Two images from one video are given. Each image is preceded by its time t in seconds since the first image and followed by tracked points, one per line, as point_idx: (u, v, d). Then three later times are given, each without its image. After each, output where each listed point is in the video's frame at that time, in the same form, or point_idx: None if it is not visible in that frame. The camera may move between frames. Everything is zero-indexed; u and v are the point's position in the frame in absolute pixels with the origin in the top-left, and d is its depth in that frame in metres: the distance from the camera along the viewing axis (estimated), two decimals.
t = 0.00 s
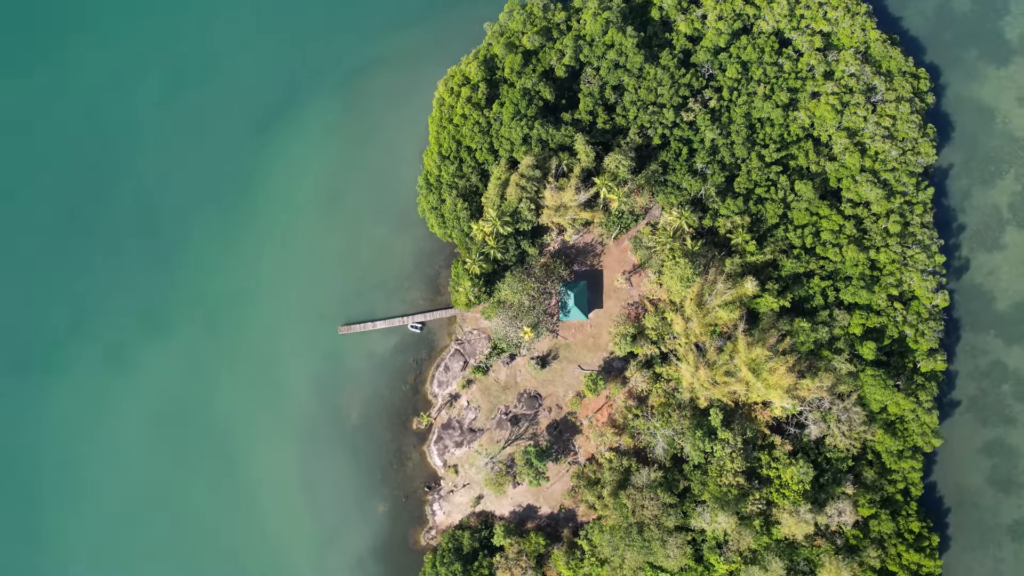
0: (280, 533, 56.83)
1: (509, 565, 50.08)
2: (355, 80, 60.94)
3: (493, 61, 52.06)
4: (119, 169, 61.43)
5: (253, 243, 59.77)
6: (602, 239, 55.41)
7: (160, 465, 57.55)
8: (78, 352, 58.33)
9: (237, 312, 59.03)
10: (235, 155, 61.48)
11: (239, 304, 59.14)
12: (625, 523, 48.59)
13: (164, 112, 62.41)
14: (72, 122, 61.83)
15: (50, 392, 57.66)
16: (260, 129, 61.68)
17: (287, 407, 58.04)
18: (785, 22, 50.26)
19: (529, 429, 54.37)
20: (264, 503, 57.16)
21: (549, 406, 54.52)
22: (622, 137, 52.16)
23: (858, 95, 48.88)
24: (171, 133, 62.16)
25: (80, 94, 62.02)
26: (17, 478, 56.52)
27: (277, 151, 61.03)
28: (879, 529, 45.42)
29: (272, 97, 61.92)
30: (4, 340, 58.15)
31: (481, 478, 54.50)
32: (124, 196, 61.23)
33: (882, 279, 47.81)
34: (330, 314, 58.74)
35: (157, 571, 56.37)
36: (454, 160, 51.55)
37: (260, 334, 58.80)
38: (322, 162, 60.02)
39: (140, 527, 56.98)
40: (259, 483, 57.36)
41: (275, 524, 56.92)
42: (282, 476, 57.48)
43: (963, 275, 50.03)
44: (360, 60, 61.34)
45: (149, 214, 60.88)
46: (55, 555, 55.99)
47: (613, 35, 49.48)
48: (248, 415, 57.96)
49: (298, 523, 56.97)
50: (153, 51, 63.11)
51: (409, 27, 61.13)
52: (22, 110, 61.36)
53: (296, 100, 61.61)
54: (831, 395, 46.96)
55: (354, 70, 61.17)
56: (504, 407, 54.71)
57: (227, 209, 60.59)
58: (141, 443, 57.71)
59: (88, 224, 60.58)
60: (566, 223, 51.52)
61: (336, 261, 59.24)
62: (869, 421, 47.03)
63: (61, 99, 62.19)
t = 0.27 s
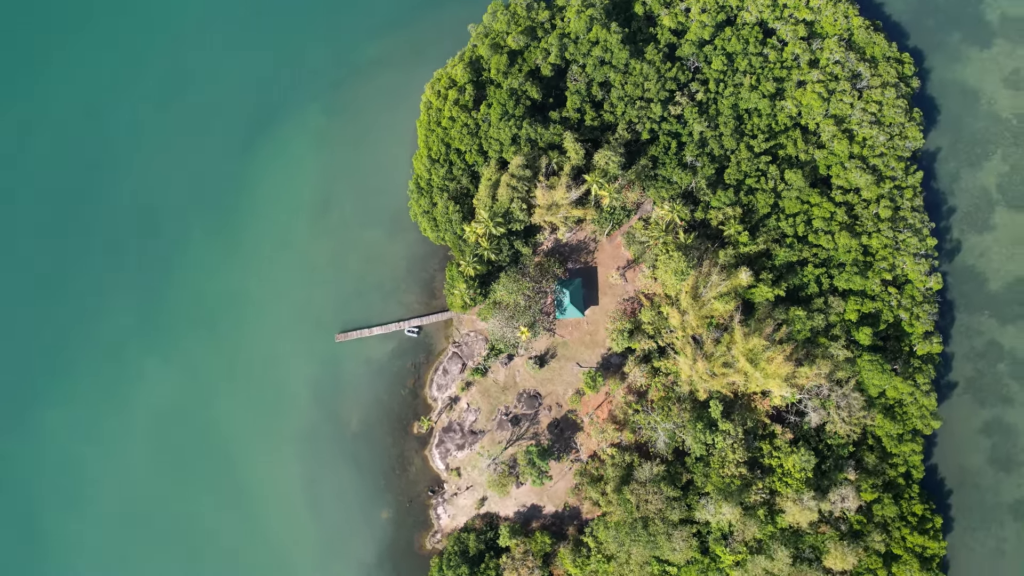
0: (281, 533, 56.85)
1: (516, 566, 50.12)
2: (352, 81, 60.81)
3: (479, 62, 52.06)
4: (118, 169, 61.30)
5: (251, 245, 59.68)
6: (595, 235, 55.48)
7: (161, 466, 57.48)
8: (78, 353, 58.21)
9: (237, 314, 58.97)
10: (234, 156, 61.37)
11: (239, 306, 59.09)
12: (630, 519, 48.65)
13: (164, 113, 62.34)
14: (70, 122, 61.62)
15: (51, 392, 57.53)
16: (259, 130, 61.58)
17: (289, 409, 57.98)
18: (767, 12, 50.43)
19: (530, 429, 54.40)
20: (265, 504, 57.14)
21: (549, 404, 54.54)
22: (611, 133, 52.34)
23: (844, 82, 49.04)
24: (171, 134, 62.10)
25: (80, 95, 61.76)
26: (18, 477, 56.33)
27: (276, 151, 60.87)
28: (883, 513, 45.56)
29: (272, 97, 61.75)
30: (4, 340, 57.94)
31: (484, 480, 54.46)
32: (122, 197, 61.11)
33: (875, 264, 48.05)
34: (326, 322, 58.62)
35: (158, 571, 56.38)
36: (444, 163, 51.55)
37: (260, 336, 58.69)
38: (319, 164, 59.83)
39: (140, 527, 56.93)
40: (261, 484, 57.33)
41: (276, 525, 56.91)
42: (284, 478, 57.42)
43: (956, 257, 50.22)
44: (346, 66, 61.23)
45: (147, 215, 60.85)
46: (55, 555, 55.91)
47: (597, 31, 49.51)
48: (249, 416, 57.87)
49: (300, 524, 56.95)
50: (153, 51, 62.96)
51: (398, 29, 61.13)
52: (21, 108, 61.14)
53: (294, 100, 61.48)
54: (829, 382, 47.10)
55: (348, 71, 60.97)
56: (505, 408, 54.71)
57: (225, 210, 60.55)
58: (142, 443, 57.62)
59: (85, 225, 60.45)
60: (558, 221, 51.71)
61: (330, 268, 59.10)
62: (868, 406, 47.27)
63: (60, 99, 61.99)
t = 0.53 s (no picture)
0: (282, 533, 56.80)
1: (523, 566, 50.17)
2: (350, 80, 60.71)
3: (464, 65, 52.05)
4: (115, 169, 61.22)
5: (249, 244, 59.62)
6: (588, 233, 55.50)
7: (161, 466, 57.36)
8: (78, 353, 58.28)
9: (235, 315, 58.90)
10: (233, 156, 61.23)
11: (237, 307, 58.98)
12: (635, 514, 48.68)
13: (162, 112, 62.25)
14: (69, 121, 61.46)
15: (50, 391, 57.56)
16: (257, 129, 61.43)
17: (290, 410, 57.91)
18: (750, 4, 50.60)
19: (531, 428, 54.38)
20: (266, 504, 57.07)
21: (549, 403, 54.56)
22: (600, 130, 52.40)
23: (829, 70, 49.22)
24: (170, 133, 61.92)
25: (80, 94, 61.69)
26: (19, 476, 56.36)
27: (273, 150, 60.66)
28: (885, 497, 45.76)
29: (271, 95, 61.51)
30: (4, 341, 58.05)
31: (487, 481, 54.48)
32: (118, 197, 61.02)
33: (868, 250, 48.21)
34: (323, 330, 58.51)
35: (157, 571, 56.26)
36: (434, 167, 51.53)
37: (259, 338, 58.62)
38: (315, 164, 59.68)
39: (139, 528, 56.79)
40: (261, 484, 57.24)
41: (276, 525, 56.85)
42: (285, 478, 57.34)
43: (947, 240, 50.47)
44: (333, 73, 61.11)
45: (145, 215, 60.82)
46: (54, 554, 55.89)
47: (582, 29, 49.57)
48: (250, 417, 57.81)
49: (301, 524, 56.93)
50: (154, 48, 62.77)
51: (392, 29, 61.10)
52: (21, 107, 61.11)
53: (292, 98, 61.25)
54: (827, 369, 47.29)
55: (346, 69, 60.92)
56: (505, 408, 54.71)
57: (224, 210, 60.48)
58: (144, 444, 57.54)
59: (82, 224, 60.39)
60: (550, 220, 51.77)
61: (324, 276, 59.00)
62: (866, 391, 47.47)
63: (59, 98, 61.91)
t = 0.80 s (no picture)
0: (281, 533, 56.76)
1: (529, 565, 50.18)
2: (339, 85, 60.52)
3: (450, 67, 52.01)
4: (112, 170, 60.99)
5: (248, 245, 59.52)
6: (580, 230, 55.53)
7: (161, 467, 57.26)
8: (78, 354, 58.26)
9: (234, 317, 58.85)
10: (231, 156, 61.01)
11: (236, 309, 58.91)
12: (639, 509, 48.73)
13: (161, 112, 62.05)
14: (66, 120, 61.12)
15: (50, 391, 57.53)
16: (256, 129, 61.18)
17: (291, 412, 57.87)
18: None
19: (532, 428, 54.38)
20: (266, 504, 57.02)
21: (549, 402, 54.58)
22: (588, 127, 52.40)
23: (814, 59, 49.39)
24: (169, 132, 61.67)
25: (78, 93, 61.37)
26: (21, 474, 56.37)
27: (271, 150, 60.47)
28: (887, 481, 45.94)
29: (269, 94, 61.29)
30: (4, 342, 58.08)
31: (490, 483, 54.47)
32: (115, 198, 60.86)
33: (860, 236, 48.39)
34: (319, 339, 58.37)
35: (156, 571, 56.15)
36: (424, 170, 51.50)
37: (259, 339, 58.59)
38: (312, 166, 59.55)
39: (138, 528, 56.72)
40: (262, 485, 57.18)
41: (276, 525, 56.83)
42: (286, 479, 57.27)
43: (938, 222, 50.70)
44: (320, 79, 60.92)
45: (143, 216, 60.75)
46: (53, 554, 55.71)
47: (566, 27, 49.61)
48: (251, 419, 57.77)
49: (302, 525, 56.89)
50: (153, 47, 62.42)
51: (384, 27, 60.81)
52: (20, 106, 60.76)
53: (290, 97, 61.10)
54: (824, 356, 47.44)
55: (344, 68, 60.71)
56: (505, 409, 54.71)
57: (222, 210, 60.32)
58: (145, 444, 57.45)
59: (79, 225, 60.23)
60: (543, 219, 51.84)
61: (319, 284, 58.87)
62: (864, 376, 47.67)
63: (57, 95, 61.63)
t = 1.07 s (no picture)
0: (282, 532, 56.70)
1: (536, 565, 50.15)
2: (331, 90, 60.35)
3: (436, 70, 51.98)
4: (110, 170, 60.78)
5: (247, 245, 59.36)
6: (573, 228, 55.58)
7: (162, 466, 57.10)
8: (78, 354, 58.17)
9: (233, 318, 58.69)
10: (230, 155, 60.74)
11: (236, 310, 58.75)
12: (643, 504, 48.76)
13: (159, 111, 61.85)
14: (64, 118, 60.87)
15: (51, 391, 57.46)
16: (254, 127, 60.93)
17: (292, 413, 57.75)
18: None
19: (532, 428, 54.39)
20: (268, 504, 56.93)
21: (549, 401, 54.60)
22: (577, 125, 52.44)
23: (798, 47, 49.57)
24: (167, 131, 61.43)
25: (77, 91, 61.15)
26: (23, 473, 56.30)
27: (270, 149, 60.22)
28: (889, 465, 46.19)
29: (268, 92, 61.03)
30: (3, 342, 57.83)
31: (493, 484, 54.47)
32: (112, 198, 60.59)
33: (851, 222, 48.57)
34: (316, 347, 58.23)
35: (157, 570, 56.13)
36: (414, 174, 51.48)
37: (258, 341, 58.44)
38: (309, 166, 59.38)
39: (138, 527, 56.57)
40: (263, 485, 57.07)
41: (277, 525, 56.76)
42: (288, 480, 57.16)
43: (928, 206, 50.96)
44: (308, 85, 60.71)
45: (140, 216, 60.54)
46: (53, 553, 55.60)
47: (550, 26, 49.65)
48: (253, 420, 57.66)
49: (304, 527, 56.79)
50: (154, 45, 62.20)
51: (378, 27, 60.78)
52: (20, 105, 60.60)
53: (289, 95, 60.88)
54: (821, 343, 47.63)
55: (342, 66, 60.46)
56: (505, 410, 54.69)
57: (221, 211, 60.16)
58: (147, 444, 57.35)
59: (76, 225, 59.97)
60: (535, 218, 51.86)
61: (313, 292, 58.75)
62: (861, 362, 47.85)
63: (57, 93, 61.40)
